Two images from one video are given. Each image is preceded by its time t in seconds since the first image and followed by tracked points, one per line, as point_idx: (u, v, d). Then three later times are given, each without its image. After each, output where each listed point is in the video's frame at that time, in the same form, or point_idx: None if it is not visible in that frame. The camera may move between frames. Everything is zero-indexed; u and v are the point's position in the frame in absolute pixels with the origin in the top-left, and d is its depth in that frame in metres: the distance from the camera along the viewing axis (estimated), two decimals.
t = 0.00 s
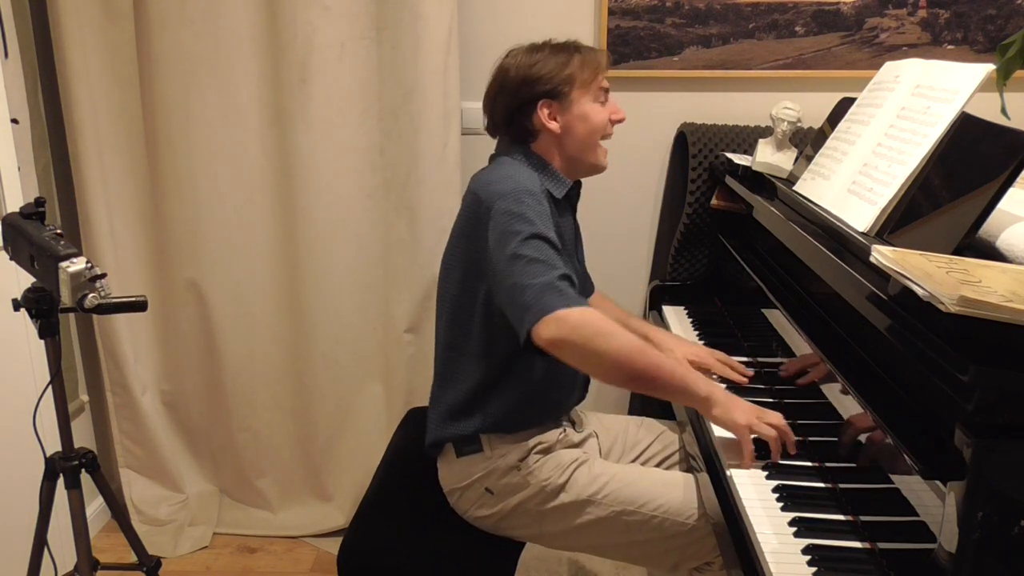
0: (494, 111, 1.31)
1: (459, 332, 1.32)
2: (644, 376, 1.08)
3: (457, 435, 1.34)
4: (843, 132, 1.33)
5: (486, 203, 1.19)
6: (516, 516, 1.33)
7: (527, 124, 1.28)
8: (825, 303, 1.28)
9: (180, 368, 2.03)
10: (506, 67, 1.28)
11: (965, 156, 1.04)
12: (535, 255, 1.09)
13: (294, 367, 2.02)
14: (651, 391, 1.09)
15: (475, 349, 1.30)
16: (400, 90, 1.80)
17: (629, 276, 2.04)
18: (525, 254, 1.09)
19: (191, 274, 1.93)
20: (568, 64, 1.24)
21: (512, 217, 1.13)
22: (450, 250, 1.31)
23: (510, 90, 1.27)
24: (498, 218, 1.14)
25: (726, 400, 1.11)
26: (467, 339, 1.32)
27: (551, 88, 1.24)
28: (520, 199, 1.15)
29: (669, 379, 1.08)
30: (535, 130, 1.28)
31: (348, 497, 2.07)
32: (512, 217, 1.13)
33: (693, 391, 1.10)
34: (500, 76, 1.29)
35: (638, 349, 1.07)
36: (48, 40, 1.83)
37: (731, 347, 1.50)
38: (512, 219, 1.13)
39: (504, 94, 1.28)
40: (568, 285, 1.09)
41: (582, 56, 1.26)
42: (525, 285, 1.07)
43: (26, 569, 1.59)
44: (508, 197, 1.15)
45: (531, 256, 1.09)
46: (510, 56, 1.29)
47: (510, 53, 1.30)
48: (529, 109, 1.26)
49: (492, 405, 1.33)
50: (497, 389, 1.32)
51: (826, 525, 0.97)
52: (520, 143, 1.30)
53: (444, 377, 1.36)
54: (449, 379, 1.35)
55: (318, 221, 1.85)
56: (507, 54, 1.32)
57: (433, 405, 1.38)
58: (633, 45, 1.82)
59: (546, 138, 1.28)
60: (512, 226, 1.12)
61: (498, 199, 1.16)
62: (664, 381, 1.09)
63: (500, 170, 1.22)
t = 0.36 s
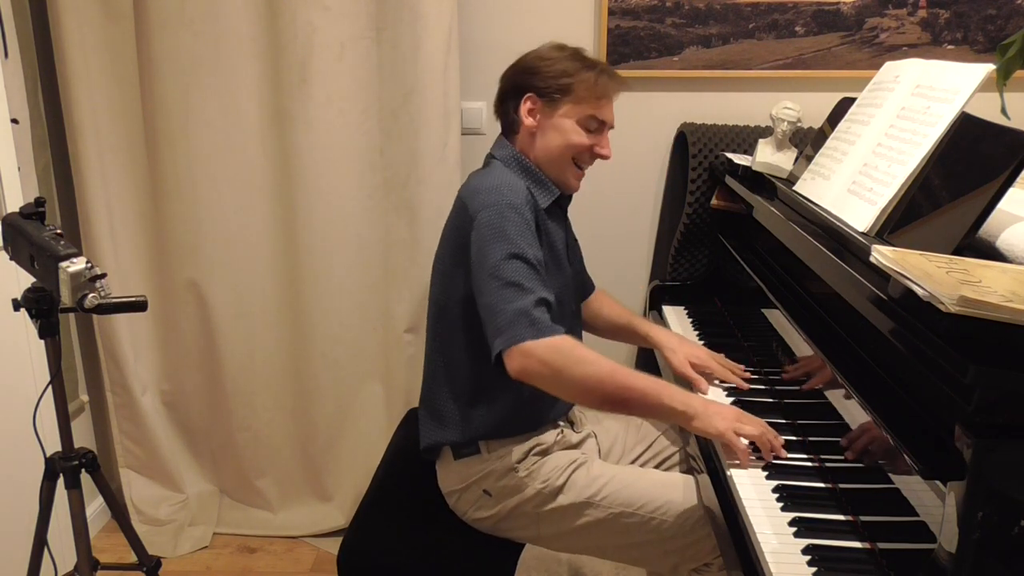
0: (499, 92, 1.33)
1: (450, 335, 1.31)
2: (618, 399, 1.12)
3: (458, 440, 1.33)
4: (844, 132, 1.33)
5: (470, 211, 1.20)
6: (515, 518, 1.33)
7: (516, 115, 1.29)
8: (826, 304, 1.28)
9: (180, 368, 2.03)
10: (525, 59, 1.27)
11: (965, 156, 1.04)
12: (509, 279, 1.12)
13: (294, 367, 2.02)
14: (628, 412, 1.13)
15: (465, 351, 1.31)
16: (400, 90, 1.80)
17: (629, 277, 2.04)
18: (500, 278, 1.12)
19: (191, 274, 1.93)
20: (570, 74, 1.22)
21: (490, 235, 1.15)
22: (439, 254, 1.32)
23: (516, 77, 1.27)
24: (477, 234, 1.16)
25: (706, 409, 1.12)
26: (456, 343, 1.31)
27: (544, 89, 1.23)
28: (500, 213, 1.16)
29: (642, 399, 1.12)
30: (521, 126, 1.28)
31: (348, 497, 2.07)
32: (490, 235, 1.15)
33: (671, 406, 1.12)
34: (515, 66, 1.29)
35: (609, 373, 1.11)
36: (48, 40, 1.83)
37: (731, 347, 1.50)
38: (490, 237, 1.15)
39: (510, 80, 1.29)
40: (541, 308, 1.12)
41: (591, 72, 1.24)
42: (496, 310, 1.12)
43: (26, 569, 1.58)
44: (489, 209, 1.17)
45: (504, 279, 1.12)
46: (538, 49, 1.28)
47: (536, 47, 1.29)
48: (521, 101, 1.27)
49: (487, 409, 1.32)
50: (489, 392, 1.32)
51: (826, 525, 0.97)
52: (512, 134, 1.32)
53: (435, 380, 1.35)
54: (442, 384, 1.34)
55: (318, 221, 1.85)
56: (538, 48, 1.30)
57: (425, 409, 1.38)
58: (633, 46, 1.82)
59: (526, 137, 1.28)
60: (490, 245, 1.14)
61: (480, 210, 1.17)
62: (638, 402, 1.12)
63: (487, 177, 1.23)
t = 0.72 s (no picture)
0: (503, 91, 1.32)
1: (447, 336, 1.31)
2: (609, 409, 1.14)
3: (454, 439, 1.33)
4: (844, 132, 1.33)
5: (466, 216, 1.20)
6: (514, 518, 1.33)
7: (522, 115, 1.28)
8: (826, 304, 1.28)
9: (180, 368, 2.03)
10: (531, 58, 1.27)
11: (965, 156, 1.04)
12: (502, 290, 1.12)
13: (294, 367, 2.02)
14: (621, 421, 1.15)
15: (461, 352, 1.30)
16: (400, 90, 1.80)
17: (629, 276, 2.04)
18: (494, 288, 1.12)
19: (191, 274, 1.93)
20: (578, 76, 1.22)
21: (484, 244, 1.15)
22: (438, 256, 1.32)
23: (523, 76, 1.27)
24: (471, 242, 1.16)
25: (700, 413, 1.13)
26: (454, 344, 1.31)
27: (552, 90, 1.23)
28: (497, 222, 1.15)
29: (635, 407, 1.14)
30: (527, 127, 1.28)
31: (348, 497, 2.07)
32: (485, 245, 1.15)
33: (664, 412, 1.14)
34: (522, 65, 1.28)
35: (600, 384, 1.13)
36: (48, 40, 1.83)
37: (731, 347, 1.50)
38: (485, 246, 1.15)
39: (516, 80, 1.28)
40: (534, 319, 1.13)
41: (600, 75, 1.24)
42: (488, 320, 1.12)
43: (26, 569, 1.59)
44: (485, 217, 1.16)
45: (497, 290, 1.12)
46: (545, 50, 1.27)
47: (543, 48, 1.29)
48: (528, 102, 1.26)
49: (485, 409, 1.32)
50: (489, 397, 1.31)
51: (826, 525, 0.97)
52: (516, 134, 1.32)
53: (432, 381, 1.35)
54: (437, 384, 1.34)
55: (318, 221, 1.85)
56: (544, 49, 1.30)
57: (424, 411, 1.38)
58: (633, 46, 1.82)
59: (533, 138, 1.28)
60: (484, 254, 1.14)
61: (476, 218, 1.17)
62: (630, 412, 1.14)
63: (486, 183, 1.22)
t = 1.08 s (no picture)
0: (491, 104, 1.29)
1: (448, 338, 1.31)
2: (634, 402, 1.15)
3: (457, 439, 1.33)
4: (844, 132, 1.33)
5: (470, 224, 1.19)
6: (516, 518, 1.33)
7: (523, 123, 1.27)
8: (827, 305, 1.28)
9: (180, 368, 2.03)
10: (516, 63, 1.25)
11: (965, 157, 1.04)
12: (517, 299, 1.14)
13: (294, 367, 2.02)
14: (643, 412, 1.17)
15: (461, 353, 1.30)
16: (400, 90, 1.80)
17: (629, 276, 2.04)
18: (508, 297, 1.14)
19: (192, 274, 1.93)
20: (576, 74, 1.23)
21: (494, 252, 1.15)
22: (439, 261, 1.31)
23: (514, 85, 1.24)
24: (479, 251, 1.16)
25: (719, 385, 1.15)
26: (453, 345, 1.30)
27: (555, 94, 1.22)
28: (503, 229, 1.16)
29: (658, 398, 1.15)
30: (531, 132, 1.27)
31: (348, 497, 2.07)
32: (496, 253, 1.15)
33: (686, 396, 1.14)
34: (507, 71, 1.26)
35: (625, 383, 1.14)
36: (48, 39, 1.83)
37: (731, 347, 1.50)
38: (495, 254, 1.15)
39: (506, 90, 1.25)
40: (551, 326, 1.14)
41: (593, 68, 1.25)
42: (504, 330, 1.14)
43: (26, 569, 1.58)
44: (491, 224, 1.16)
45: (512, 299, 1.14)
46: (522, 53, 1.26)
47: (518, 50, 1.27)
48: (528, 109, 1.25)
49: (488, 409, 1.32)
50: (490, 398, 1.31)
51: (826, 525, 0.97)
52: (510, 141, 1.30)
53: (432, 383, 1.35)
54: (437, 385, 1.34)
55: (318, 221, 1.85)
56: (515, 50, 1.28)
57: (424, 411, 1.38)
58: (633, 46, 1.82)
59: (540, 142, 1.27)
60: (495, 262, 1.15)
61: (482, 225, 1.17)
62: (654, 403, 1.16)
63: (488, 188, 1.22)
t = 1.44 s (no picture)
0: (503, 103, 1.24)
1: (447, 340, 1.31)
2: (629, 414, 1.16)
3: (458, 441, 1.33)
4: (844, 132, 1.33)
5: (467, 228, 1.19)
6: (516, 517, 1.32)
7: (536, 129, 1.23)
8: (827, 304, 1.28)
9: (180, 368, 2.03)
10: (537, 65, 1.20)
11: (965, 157, 1.04)
12: (514, 307, 1.15)
13: (294, 367, 2.02)
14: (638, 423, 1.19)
15: (460, 356, 1.30)
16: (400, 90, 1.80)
17: (629, 276, 2.04)
18: (506, 306, 1.15)
19: (191, 274, 1.93)
20: (598, 90, 1.20)
21: (493, 260, 1.15)
22: (437, 262, 1.31)
23: (535, 91, 1.20)
24: (477, 257, 1.17)
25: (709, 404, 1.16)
26: (452, 347, 1.30)
27: (575, 108, 1.20)
28: (502, 236, 1.15)
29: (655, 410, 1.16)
30: (544, 140, 1.24)
31: (348, 497, 2.07)
32: (494, 261, 1.15)
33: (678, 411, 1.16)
34: (527, 72, 1.20)
35: (620, 396, 1.15)
36: (48, 39, 1.83)
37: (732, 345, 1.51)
38: (494, 261, 1.15)
39: (526, 95, 1.20)
40: (548, 334, 1.15)
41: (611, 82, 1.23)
42: (501, 338, 1.16)
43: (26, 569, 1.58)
44: (490, 231, 1.16)
45: (509, 308, 1.15)
46: (542, 55, 1.21)
47: (541, 52, 1.21)
48: (547, 118, 1.21)
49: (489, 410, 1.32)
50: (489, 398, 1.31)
51: (826, 525, 0.97)
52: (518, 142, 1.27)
53: (432, 383, 1.35)
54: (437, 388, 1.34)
55: (318, 221, 1.85)
56: (535, 49, 1.23)
57: (426, 412, 1.39)
58: (633, 46, 1.82)
59: (550, 150, 1.25)
60: (493, 270, 1.15)
61: (480, 231, 1.17)
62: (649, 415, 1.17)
63: (486, 191, 1.21)
